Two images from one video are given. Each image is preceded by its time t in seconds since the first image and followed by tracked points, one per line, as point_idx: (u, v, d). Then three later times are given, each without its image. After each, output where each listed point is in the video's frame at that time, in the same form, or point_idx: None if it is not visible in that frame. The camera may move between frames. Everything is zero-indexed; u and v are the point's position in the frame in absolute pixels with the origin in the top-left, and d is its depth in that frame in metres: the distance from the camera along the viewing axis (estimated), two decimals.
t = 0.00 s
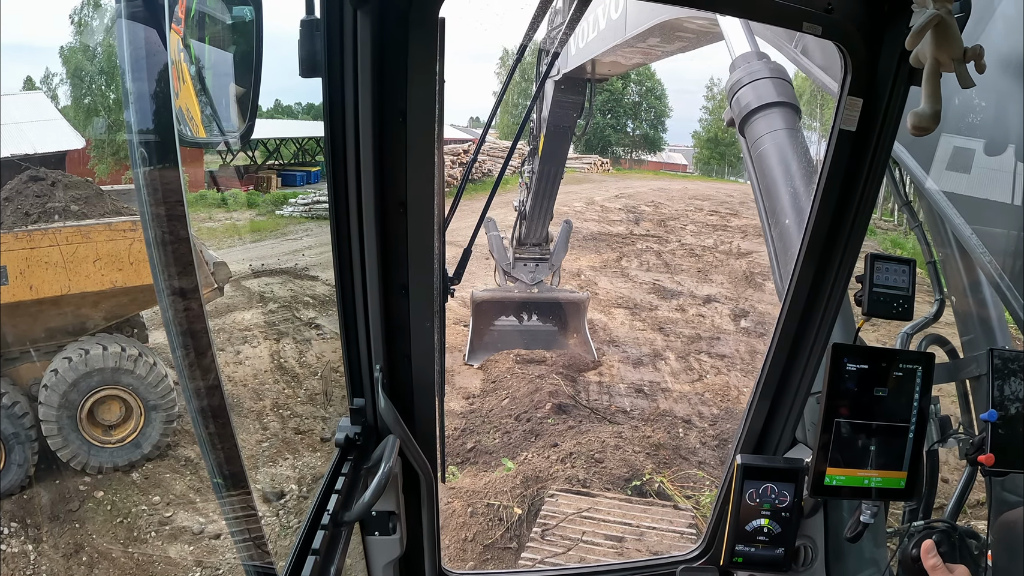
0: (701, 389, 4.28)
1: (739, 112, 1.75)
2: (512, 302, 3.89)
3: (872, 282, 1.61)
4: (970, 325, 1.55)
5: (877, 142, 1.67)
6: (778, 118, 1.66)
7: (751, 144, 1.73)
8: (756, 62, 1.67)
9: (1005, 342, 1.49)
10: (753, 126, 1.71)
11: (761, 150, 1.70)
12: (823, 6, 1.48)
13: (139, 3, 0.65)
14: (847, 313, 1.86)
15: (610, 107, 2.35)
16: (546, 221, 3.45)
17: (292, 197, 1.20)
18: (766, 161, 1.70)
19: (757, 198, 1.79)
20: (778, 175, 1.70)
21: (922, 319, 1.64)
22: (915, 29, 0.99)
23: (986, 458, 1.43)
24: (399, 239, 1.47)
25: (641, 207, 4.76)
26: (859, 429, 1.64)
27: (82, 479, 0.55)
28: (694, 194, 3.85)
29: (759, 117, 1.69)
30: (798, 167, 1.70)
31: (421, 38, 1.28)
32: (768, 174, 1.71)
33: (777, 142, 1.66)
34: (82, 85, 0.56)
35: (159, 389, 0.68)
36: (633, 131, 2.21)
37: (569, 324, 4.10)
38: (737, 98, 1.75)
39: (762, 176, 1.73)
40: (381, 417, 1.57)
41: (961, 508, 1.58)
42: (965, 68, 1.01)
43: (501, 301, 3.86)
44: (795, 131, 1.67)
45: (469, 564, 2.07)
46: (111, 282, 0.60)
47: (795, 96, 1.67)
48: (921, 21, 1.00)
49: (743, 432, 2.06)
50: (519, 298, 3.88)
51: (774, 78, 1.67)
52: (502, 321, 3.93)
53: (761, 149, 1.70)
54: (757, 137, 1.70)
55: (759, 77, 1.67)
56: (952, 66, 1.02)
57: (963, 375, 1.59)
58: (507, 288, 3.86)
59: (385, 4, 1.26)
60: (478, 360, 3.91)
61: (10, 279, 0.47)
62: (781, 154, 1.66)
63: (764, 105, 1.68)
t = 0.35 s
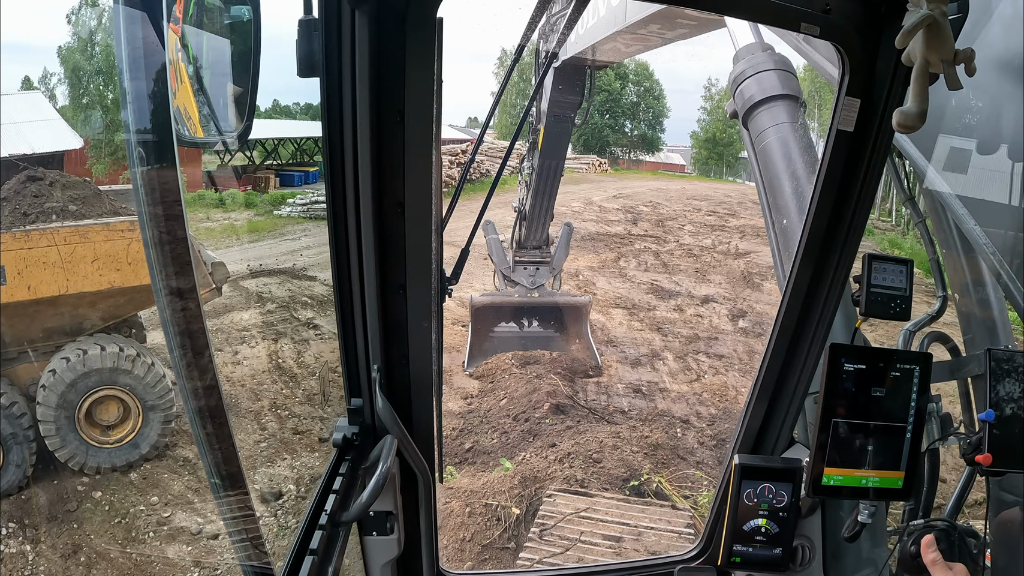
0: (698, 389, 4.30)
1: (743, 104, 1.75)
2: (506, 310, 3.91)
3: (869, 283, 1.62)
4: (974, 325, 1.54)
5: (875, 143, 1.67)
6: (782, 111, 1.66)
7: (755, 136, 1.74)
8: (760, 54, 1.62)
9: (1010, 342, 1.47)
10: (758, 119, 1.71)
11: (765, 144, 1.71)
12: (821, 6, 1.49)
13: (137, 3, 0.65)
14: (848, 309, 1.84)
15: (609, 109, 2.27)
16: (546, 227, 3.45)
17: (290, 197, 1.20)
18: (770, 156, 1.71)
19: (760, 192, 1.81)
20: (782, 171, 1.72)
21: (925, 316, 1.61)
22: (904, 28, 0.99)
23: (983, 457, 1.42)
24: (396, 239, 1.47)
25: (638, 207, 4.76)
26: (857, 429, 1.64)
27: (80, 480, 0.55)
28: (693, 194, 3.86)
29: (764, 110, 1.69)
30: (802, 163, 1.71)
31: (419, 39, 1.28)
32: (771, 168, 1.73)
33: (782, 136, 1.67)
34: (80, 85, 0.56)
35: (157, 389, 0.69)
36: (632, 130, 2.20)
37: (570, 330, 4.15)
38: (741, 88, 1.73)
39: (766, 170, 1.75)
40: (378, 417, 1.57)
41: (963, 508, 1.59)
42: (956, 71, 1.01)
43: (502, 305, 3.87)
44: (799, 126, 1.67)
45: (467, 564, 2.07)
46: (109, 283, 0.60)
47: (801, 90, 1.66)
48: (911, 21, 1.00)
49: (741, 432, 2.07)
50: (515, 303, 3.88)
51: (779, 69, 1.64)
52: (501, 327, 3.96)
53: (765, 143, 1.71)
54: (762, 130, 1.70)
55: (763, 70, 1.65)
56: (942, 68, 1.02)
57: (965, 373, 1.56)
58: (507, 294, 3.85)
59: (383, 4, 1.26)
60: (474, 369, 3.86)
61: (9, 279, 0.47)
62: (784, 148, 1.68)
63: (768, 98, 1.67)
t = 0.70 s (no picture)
0: (697, 389, 4.31)
1: (746, 98, 1.73)
2: (503, 315, 3.79)
3: (867, 283, 1.61)
4: (974, 326, 1.54)
5: (873, 143, 1.67)
6: (785, 105, 1.65)
7: (758, 130, 1.73)
8: (763, 46, 1.61)
9: (1012, 341, 1.47)
10: (760, 113, 1.70)
11: (768, 139, 1.70)
12: (819, 7, 1.49)
13: (135, 2, 0.65)
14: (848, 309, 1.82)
15: (608, 107, 2.24)
16: (546, 229, 3.44)
17: (288, 197, 1.20)
18: (773, 151, 1.71)
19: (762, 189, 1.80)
20: (785, 166, 1.72)
21: (927, 313, 1.62)
22: (905, 30, 0.99)
23: (981, 457, 1.42)
24: (393, 239, 1.47)
25: (637, 207, 4.68)
26: (855, 429, 1.64)
27: (78, 480, 0.55)
28: (691, 194, 3.86)
29: (767, 105, 1.68)
30: (806, 159, 1.70)
31: (416, 39, 1.28)
32: (774, 162, 1.73)
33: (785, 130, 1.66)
34: (78, 85, 0.56)
35: (155, 389, 0.69)
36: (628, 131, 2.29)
37: (570, 335, 4.12)
38: (744, 82, 1.70)
39: (769, 164, 1.74)
40: (376, 417, 1.57)
41: (962, 507, 1.60)
42: (959, 71, 1.01)
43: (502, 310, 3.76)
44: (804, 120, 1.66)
45: (466, 564, 2.07)
46: (107, 282, 0.60)
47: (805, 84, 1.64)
48: (913, 22, 1.00)
49: (739, 433, 2.07)
50: (513, 308, 3.81)
51: (782, 62, 1.61)
52: (501, 332, 3.83)
53: (768, 137, 1.70)
54: (765, 125, 1.69)
55: (766, 62, 1.62)
56: (946, 69, 1.02)
57: (966, 370, 1.57)
58: (507, 298, 3.78)
59: (382, 4, 1.26)
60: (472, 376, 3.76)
61: (7, 279, 0.47)
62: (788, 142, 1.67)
63: (773, 91, 1.65)
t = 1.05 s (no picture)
0: (695, 389, 4.32)
1: (750, 90, 1.73)
2: (501, 319, 3.80)
3: (866, 283, 1.61)
4: (977, 327, 1.50)
5: (871, 143, 1.67)
6: (790, 99, 1.66)
7: (762, 123, 1.74)
8: (768, 39, 1.59)
9: (1015, 340, 1.43)
10: (765, 106, 1.71)
11: (772, 131, 1.72)
12: (817, 7, 1.49)
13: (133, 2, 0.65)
14: (845, 308, 1.83)
15: (607, 106, 2.23)
16: (546, 230, 3.39)
17: (287, 197, 1.20)
18: (778, 144, 1.72)
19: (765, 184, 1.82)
20: (787, 160, 1.73)
21: (930, 311, 1.61)
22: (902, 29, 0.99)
23: (980, 457, 1.42)
24: (391, 239, 1.47)
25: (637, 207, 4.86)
26: (853, 429, 1.64)
27: (76, 480, 0.55)
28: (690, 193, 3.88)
29: (772, 98, 1.68)
30: (807, 155, 1.71)
31: (415, 40, 1.28)
32: (778, 157, 1.74)
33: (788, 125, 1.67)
34: (76, 85, 0.56)
35: (153, 389, 0.68)
36: (627, 131, 2.40)
37: (570, 340, 4.10)
38: (746, 76, 1.69)
39: (772, 158, 1.76)
40: (374, 418, 1.56)
41: (962, 507, 1.59)
42: (955, 71, 1.02)
43: (501, 314, 3.77)
44: (809, 114, 1.68)
45: (464, 564, 2.07)
46: (104, 283, 0.59)
47: (809, 76, 1.63)
48: (909, 22, 1.00)
49: (737, 432, 2.07)
50: (512, 312, 3.79)
51: (787, 55, 1.61)
52: (500, 337, 3.85)
53: (772, 130, 1.71)
54: (769, 118, 1.71)
55: (770, 56, 1.61)
56: (941, 68, 1.03)
57: (967, 369, 1.53)
58: (507, 303, 3.76)
59: (380, 4, 1.26)
60: (472, 381, 3.73)
61: (4, 279, 0.47)
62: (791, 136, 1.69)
63: (777, 84, 1.65)
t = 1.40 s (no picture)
0: (694, 389, 4.33)
1: (751, 86, 1.71)
2: (499, 323, 3.84)
3: (864, 283, 1.61)
4: (978, 327, 1.48)
5: (869, 143, 1.68)
6: (792, 95, 1.65)
7: (765, 117, 1.73)
8: (770, 34, 1.58)
9: (1017, 339, 1.40)
10: (767, 101, 1.70)
11: (774, 127, 1.71)
12: (816, 7, 1.50)
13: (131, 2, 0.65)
14: (842, 309, 1.84)
15: (606, 106, 2.25)
16: (546, 232, 3.39)
17: (285, 197, 1.20)
18: (780, 141, 1.72)
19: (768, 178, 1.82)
20: (788, 158, 1.74)
21: (933, 308, 1.60)
22: (901, 30, 0.99)
23: (977, 457, 1.42)
24: (389, 239, 1.47)
25: (634, 207, 4.87)
26: (851, 429, 1.65)
27: (76, 481, 0.55)
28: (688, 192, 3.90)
29: (773, 93, 1.67)
30: (808, 152, 1.71)
31: (414, 40, 1.29)
32: (779, 152, 1.74)
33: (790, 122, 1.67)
34: (75, 85, 0.56)
35: (152, 389, 0.68)
36: (626, 132, 2.36)
37: (571, 344, 4.12)
38: (748, 71, 1.67)
39: (774, 155, 1.76)
40: (372, 418, 1.56)
41: (961, 506, 1.58)
42: (954, 71, 1.02)
43: (501, 317, 3.80)
44: (811, 110, 1.66)
45: (463, 564, 2.07)
46: (103, 283, 0.59)
47: (811, 71, 1.61)
48: (908, 22, 1.00)
49: (735, 432, 2.07)
50: (511, 315, 3.82)
51: (790, 51, 1.59)
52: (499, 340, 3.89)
53: (774, 126, 1.71)
54: (772, 114, 1.70)
55: (773, 52, 1.59)
56: (940, 69, 1.03)
57: (967, 367, 1.52)
58: (507, 306, 3.79)
59: (378, 4, 1.26)
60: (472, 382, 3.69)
61: (4, 279, 0.47)
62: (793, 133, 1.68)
63: (779, 80, 1.63)
